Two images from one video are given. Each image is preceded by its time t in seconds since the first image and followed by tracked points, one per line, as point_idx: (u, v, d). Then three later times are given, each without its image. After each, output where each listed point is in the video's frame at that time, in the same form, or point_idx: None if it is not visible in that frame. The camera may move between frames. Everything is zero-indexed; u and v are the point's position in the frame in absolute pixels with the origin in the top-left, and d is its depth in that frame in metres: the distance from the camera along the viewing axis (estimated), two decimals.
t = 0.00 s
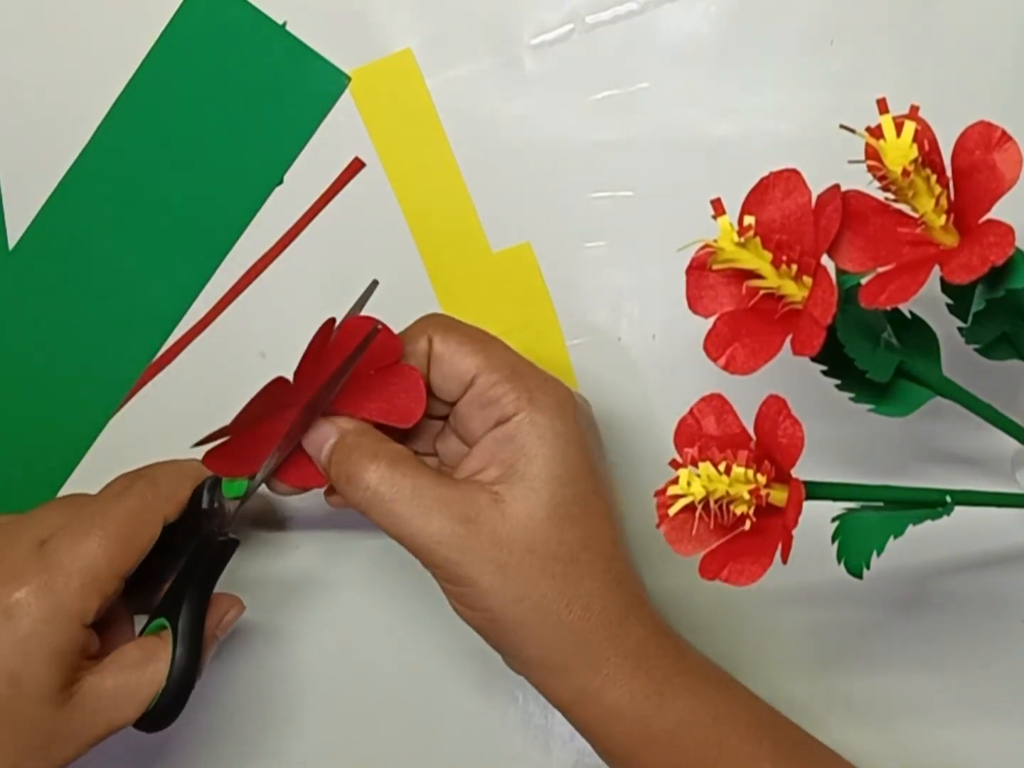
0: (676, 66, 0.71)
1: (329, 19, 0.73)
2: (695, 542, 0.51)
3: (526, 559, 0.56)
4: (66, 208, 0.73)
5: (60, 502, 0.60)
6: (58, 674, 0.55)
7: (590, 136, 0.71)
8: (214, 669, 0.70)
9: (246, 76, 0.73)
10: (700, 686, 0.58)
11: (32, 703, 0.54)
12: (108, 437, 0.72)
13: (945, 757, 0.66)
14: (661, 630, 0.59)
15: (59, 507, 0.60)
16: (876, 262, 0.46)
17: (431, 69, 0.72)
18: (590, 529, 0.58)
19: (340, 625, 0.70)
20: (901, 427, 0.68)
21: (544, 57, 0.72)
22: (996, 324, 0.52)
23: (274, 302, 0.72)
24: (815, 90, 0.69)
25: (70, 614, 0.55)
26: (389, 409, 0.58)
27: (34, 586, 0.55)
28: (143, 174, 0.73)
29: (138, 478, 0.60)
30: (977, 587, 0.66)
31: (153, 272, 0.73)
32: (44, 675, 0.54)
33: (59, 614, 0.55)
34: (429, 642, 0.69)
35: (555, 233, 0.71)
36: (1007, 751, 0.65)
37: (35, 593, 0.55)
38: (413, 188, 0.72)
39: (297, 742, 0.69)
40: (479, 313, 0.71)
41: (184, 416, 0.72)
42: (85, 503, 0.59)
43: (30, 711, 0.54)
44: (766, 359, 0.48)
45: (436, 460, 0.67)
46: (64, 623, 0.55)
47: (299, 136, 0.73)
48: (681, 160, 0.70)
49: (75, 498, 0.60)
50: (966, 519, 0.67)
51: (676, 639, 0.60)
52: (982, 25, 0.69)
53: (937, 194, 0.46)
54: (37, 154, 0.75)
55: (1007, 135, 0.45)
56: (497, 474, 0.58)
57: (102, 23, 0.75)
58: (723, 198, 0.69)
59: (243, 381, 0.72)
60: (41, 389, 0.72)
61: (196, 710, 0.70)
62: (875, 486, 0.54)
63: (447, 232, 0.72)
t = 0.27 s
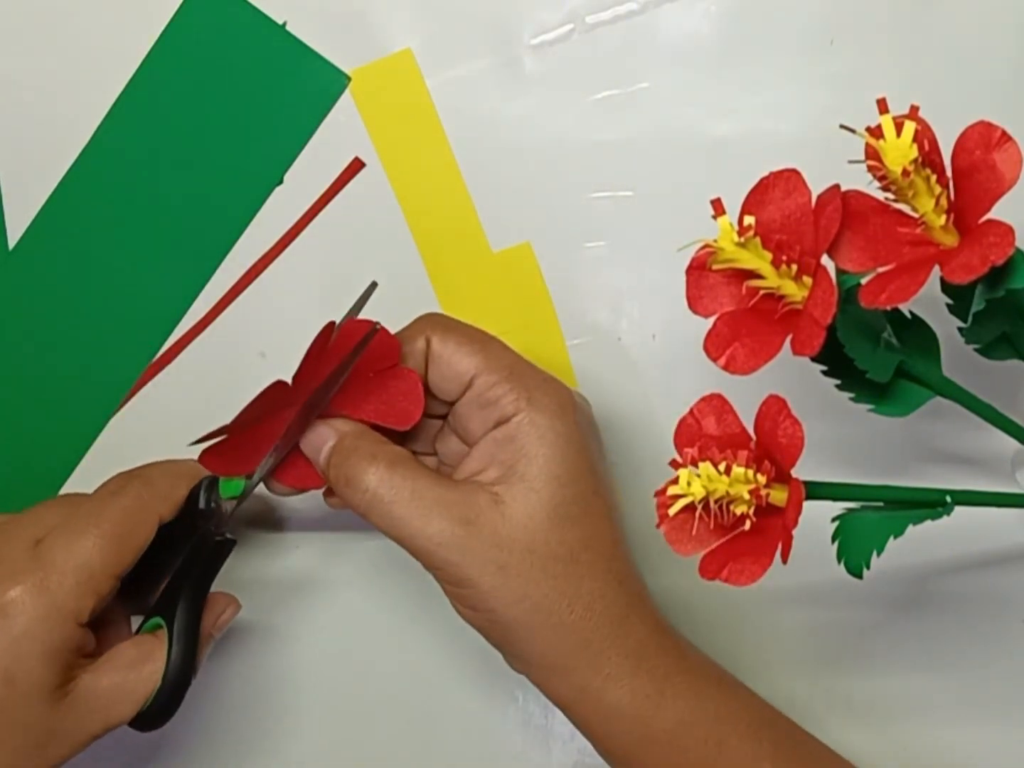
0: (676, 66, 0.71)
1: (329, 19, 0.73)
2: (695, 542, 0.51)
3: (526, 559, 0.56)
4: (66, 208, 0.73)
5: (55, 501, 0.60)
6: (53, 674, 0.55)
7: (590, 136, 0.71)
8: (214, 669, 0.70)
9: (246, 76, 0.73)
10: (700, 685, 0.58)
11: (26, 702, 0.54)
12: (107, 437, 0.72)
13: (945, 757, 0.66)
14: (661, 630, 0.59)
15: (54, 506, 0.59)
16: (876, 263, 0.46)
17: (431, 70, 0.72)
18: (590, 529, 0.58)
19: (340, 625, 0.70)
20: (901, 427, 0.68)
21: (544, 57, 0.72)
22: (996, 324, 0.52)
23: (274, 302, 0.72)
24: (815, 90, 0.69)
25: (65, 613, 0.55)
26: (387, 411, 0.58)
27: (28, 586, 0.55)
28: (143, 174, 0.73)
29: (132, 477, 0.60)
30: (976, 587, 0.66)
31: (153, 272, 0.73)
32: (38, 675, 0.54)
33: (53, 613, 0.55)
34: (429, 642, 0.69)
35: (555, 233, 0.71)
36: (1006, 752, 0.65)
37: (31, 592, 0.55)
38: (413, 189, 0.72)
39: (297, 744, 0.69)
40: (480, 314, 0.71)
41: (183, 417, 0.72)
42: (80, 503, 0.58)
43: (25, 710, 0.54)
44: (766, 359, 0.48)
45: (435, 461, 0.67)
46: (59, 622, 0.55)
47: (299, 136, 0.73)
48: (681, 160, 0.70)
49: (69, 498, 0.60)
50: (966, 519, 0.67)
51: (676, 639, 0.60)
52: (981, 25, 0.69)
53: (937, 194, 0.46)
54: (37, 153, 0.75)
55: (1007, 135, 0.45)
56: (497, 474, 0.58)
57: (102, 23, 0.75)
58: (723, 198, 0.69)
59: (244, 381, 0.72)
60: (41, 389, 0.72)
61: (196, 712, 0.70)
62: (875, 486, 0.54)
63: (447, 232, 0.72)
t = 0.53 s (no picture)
0: (676, 65, 0.71)
1: (329, 19, 0.73)
2: (695, 542, 0.51)
3: (525, 561, 0.56)
4: (66, 208, 0.73)
5: (55, 502, 0.60)
6: (51, 674, 0.55)
7: (590, 136, 0.71)
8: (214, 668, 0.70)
9: (246, 76, 0.73)
10: (701, 684, 0.58)
11: (24, 702, 0.54)
12: (107, 437, 0.72)
13: (945, 757, 0.66)
14: (662, 629, 0.59)
15: (53, 506, 0.60)
16: (876, 263, 0.46)
17: (431, 70, 0.72)
18: (589, 530, 0.58)
19: (340, 624, 0.70)
20: (901, 427, 0.68)
21: (544, 57, 0.72)
22: (996, 324, 0.52)
23: (274, 302, 0.72)
24: (815, 90, 0.69)
25: (63, 613, 0.55)
26: (387, 415, 0.58)
27: (27, 585, 0.55)
28: (143, 174, 0.73)
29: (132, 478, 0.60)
30: (976, 587, 0.66)
31: (152, 272, 0.73)
32: (36, 674, 0.54)
33: (52, 612, 0.55)
34: (429, 642, 0.69)
35: (555, 233, 0.71)
36: (1006, 752, 0.65)
37: (29, 591, 0.55)
38: (413, 189, 0.72)
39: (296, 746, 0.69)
40: (480, 315, 0.71)
41: (183, 416, 0.72)
42: (79, 504, 0.59)
43: (22, 710, 0.54)
44: (766, 359, 0.48)
45: (433, 463, 0.67)
46: (57, 622, 0.55)
47: (299, 136, 0.73)
48: (681, 160, 0.70)
49: (69, 498, 0.60)
50: (966, 519, 0.67)
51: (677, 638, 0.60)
52: (982, 25, 0.69)
53: (937, 194, 0.46)
54: (37, 153, 0.75)
55: (1007, 135, 0.45)
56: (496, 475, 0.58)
57: (103, 23, 0.75)
58: (723, 198, 0.69)
59: (243, 381, 0.72)
60: (41, 389, 0.72)
61: (195, 712, 0.70)
62: (875, 486, 0.54)
63: (448, 232, 0.72)
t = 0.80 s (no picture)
0: (676, 65, 0.71)
1: (329, 19, 0.73)
2: (695, 542, 0.51)
3: (540, 554, 0.56)
4: (66, 208, 0.73)
5: (49, 500, 0.60)
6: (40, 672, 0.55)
7: (590, 136, 0.71)
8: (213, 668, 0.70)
9: (246, 76, 0.73)
10: (705, 685, 0.58)
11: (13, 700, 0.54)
12: (107, 437, 0.72)
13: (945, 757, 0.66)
14: (666, 630, 0.59)
15: (46, 505, 0.60)
16: (876, 263, 0.46)
17: (431, 70, 0.72)
18: (601, 527, 0.59)
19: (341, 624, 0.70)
20: (901, 427, 0.68)
21: (544, 57, 0.72)
22: (996, 324, 0.52)
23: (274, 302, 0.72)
24: (815, 90, 0.69)
25: (54, 611, 0.55)
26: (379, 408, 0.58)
27: (17, 581, 0.55)
28: (143, 174, 0.73)
29: (127, 478, 0.60)
30: (975, 587, 0.66)
31: (153, 272, 0.73)
32: (25, 671, 0.54)
33: (42, 610, 0.55)
34: (429, 642, 0.69)
35: (555, 233, 0.71)
36: (1006, 752, 0.65)
37: (19, 587, 0.55)
38: (414, 189, 0.72)
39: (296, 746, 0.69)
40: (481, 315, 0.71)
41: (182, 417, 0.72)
42: (73, 503, 0.59)
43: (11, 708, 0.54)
44: (766, 359, 0.48)
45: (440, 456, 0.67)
46: (47, 618, 0.55)
47: (299, 136, 0.73)
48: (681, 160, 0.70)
49: (62, 498, 0.60)
50: (966, 519, 0.67)
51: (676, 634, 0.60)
52: (982, 25, 0.69)
53: (937, 194, 0.46)
54: (38, 153, 0.75)
55: (1007, 135, 0.45)
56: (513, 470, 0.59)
57: (103, 23, 0.75)
58: (723, 198, 0.69)
59: (243, 381, 0.72)
60: (41, 389, 0.72)
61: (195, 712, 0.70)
62: (875, 485, 0.54)
63: (448, 232, 0.72)
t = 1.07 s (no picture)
0: (676, 65, 0.71)
1: (328, 19, 0.73)
2: (696, 542, 0.51)
3: (576, 542, 0.57)
4: (65, 207, 0.73)
5: None
6: None
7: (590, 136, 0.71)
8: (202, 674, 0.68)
9: (246, 76, 0.73)
10: (724, 684, 0.58)
11: None
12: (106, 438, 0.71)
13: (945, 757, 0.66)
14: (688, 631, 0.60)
15: None
16: (876, 263, 0.46)
17: (431, 70, 0.72)
18: (638, 525, 0.60)
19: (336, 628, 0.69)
20: (901, 427, 0.68)
21: (544, 57, 0.72)
22: (996, 325, 0.52)
23: (274, 302, 0.72)
24: (815, 90, 0.69)
25: None
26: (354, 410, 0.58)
27: None
28: (143, 173, 0.73)
29: None
30: (975, 587, 0.67)
31: (153, 272, 0.73)
32: None
33: None
34: (428, 643, 0.69)
35: (555, 233, 0.71)
36: (1005, 750, 0.65)
37: None
38: (414, 189, 0.72)
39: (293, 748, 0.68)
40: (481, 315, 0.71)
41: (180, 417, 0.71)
42: None
43: None
44: (765, 359, 0.48)
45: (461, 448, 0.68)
46: None
47: (300, 136, 0.73)
48: (680, 160, 0.70)
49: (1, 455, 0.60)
50: (965, 519, 0.67)
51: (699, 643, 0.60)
52: (981, 26, 0.69)
53: (937, 194, 0.46)
54: (35, 153, 0.74)
55: (1007, 135, 0.45)
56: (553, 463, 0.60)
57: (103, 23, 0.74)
58: (723, 198, 0.70)
59: (242, 381, 0.72)
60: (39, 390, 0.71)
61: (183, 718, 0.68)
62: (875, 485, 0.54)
63: (448, 232, 0.72)
